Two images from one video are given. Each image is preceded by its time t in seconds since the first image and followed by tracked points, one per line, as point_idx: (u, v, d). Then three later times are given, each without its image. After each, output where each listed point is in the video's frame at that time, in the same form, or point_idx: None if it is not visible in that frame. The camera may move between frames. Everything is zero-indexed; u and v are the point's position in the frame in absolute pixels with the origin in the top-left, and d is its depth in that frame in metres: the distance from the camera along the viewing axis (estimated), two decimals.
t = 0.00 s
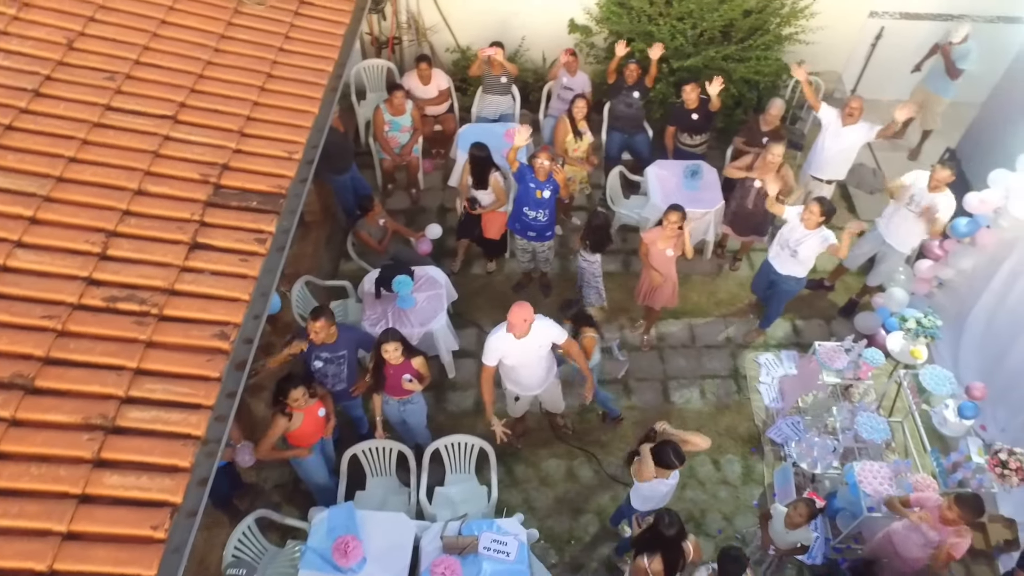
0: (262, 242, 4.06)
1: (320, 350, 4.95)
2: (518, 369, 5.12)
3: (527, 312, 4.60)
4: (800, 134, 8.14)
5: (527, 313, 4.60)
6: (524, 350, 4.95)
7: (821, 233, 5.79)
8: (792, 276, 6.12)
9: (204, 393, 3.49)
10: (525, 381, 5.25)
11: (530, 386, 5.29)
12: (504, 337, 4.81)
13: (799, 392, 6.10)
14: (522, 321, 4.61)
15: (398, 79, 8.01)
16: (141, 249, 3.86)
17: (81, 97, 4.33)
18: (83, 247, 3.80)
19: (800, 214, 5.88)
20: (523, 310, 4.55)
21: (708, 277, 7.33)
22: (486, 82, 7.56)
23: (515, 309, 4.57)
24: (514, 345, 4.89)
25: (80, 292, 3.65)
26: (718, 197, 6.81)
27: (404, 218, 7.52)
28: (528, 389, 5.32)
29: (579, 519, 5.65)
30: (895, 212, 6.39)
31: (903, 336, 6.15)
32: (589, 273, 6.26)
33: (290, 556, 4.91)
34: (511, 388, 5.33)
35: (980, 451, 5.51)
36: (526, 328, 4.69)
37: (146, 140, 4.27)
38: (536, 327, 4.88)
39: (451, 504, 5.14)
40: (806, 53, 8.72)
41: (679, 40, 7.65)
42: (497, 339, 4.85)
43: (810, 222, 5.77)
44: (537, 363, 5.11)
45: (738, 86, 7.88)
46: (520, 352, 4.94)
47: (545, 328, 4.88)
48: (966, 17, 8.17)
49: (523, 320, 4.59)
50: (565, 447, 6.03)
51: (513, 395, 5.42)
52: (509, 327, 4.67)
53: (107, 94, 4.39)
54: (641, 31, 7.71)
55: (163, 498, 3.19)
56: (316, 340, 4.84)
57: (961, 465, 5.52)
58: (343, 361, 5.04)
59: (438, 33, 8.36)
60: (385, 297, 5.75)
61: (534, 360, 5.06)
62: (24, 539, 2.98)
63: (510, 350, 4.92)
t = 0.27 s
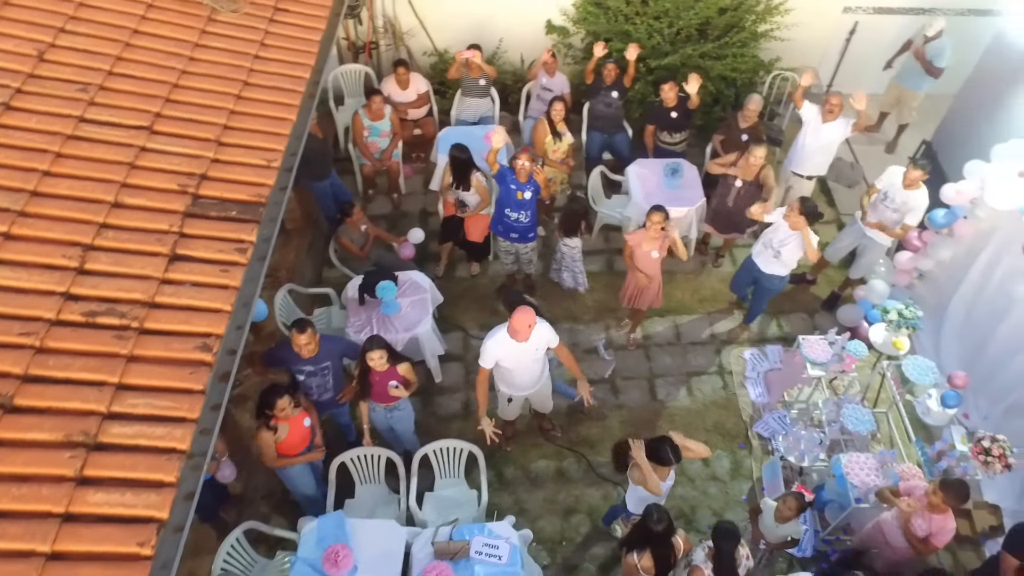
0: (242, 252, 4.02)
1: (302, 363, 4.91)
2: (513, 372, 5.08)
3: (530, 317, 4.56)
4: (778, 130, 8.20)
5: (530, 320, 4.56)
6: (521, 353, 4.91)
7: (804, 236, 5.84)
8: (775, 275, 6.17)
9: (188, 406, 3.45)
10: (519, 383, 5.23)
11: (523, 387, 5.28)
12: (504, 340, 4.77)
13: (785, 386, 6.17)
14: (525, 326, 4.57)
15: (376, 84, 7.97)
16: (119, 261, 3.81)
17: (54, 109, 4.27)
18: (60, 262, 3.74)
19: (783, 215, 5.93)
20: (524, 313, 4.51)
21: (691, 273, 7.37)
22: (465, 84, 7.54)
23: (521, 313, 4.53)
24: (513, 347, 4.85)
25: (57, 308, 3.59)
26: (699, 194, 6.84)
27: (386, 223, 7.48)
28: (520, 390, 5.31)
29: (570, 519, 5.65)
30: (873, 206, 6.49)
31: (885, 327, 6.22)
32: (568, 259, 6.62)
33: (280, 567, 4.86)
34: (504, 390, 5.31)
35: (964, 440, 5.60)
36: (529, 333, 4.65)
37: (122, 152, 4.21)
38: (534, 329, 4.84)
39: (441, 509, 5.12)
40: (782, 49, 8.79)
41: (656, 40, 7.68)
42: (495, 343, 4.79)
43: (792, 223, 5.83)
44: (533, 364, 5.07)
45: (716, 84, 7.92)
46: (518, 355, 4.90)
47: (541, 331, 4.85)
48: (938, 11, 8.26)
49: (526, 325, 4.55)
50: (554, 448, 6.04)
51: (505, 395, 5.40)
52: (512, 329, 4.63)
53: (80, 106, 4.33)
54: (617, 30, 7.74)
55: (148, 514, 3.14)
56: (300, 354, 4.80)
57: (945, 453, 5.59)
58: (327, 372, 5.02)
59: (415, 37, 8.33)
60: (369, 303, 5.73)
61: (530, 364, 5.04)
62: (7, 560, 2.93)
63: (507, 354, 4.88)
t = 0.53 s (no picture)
0: (222, 263, 3.98)
1: (285, 377, 4.86)
2: (509, 371, 5.03)
3: (530, 313, 4.53)
4: (755, 127, 8.27)
5: (530, 313, 4.53)
6: (519, 351, 4.86)
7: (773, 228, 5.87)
8: (758, 270, 6.19)
9: (170, 422, 3.41)
10: (514, 382, 5.17)
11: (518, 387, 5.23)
12: (503, 339, 4.72)
13: (769, 379, 6.29)
14: (524, 321, 4.53)
15: (352, 89, 7.93)
16: (96, 276, 3.76)
17: (25, 123, 4.20)
18: (34, 279, 3.68)
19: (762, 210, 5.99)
20: (524, 309, 4.48)
21: (674, 271, 7.41)
22: (442, 88, 7.52)
23: (520, 307, 4.50)
24: (513, 346, 4.80)
25: (34, 326, 3.53)
26: (679, 193, 6.87)
27: (367, 230, 7.44)
28: (515, 390, 5.26)
29: (560, 520, 5.65)
30: (849, 200, 6.55)
31: (866, 319, 6.23)
32: (549, 250, 6.70)
33: None
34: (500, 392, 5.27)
35: (946, 428, 5.66)
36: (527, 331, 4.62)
37: (96, 166, 4.15)
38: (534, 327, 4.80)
39: (431, 516, 5.09)
40: (756, 46, 8.86)
41: (631, 39, 7.71)
42: (494, 342, 4.73)
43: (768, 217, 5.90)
44: (531, 364, 5.02)
45: (693, 82, 7.97)
46: (518, 354, 4.85)
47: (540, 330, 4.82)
48: (910, 5, 8.36)
49: (526, 321, 4.51)
50: (543, 450, 6.04)
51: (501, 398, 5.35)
52: (510, 324, 4.59)
53: (51, 120, 4.26)
54: (593, 31, 7.76)
55: (134, 532, 3.10)
56: (283, 366, 4.75)
57: (929, 442, 5.65)
58: (309, 385, 4.97)
59: (390, 41, 8.30)
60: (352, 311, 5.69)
61: (528, 363, 5.00)
62: None
63: (506, 353, 4.83)
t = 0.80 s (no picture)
0: (201, 277, 3.94)
1: (268, 391, 4.83)
2: (502, 373, 5.00)
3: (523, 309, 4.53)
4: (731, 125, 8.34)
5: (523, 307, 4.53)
6: (515, 353, 4.83)
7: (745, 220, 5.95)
8: (735, 263, 6.22)
9: (153, 439, 3.36)
10: (506, 384, 5.12)
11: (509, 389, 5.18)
12: (498, 338, 4.70)
13: (753, 375, 6.34)
14: (517, 316, 4.52)
15: (328, 96, 7.88)
16: (72, 294, 3.71)
17: None
18: (9, 299, 3.62)
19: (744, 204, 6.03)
20: (518, 305, 4.48)
21: (656, 270, 7.45)
22: (419, 93, 7.51)
23: (511, 301, 4.50)
24: (507, 347, 4.78)
25: (9, 346, 3.48)
26: (658, 192, 6.89)
27: (347, 237, 7.41)
28: (507, 391, 5.20)
29: (550, 523, 5.66)
30: (824, 196, 6.64)
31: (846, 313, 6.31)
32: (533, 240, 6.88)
33: None
34: (491, 396, 5.21)
35: (927, 418, 5.74)
36: (519, 329, 4.62)
37: (69, 182, 4.10)
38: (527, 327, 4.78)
39: (420, 523, 5.08)
40: (731, 44, 8.93)
41: (607, 40, 7.75)
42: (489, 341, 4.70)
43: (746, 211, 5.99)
44: (525, 366, 5.00)
45: (669, 82, 8.02)
46: (512, 355, 4.83)
47: (533, 331, 4.81)
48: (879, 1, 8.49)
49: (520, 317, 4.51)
50: (530, 453, 6.04)
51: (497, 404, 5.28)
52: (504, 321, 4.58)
53: (22, 136, 4.20)
54: (569, 33, 7.78)
55: (118, 553, 3.06)
56: (266, 379, 4.73)
57: (911, 433, 5.71)
58: (293, 398, 4.94)
59: (366, 48, 8.27)
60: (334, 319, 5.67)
61: (523, 363, 4.97)
62: None
63: (502, 354, 4.80)
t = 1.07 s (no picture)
0: (181, 290, 3.89)
1: (252, 405, 4.77)
2: (488, 385, 4.95)
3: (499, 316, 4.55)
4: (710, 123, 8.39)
5: (498, 315, 4.54)
6: (496, 362, 4.79)
7: (724, 210, 6.02)
8: (712, 254, 6.27)
9: (135, 456, 3.31)
10: (493, 397, 5.06)
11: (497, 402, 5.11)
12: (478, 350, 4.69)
13: (739, 370, 6.22)
14: (494, 324, 4.53)
15: (305, 103, 7.82)
16: (49, 312, 3.65)
17: None
18: None
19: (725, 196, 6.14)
20: (495, 313, 4.50)
21: (639, 269, 7.47)
22: (397, 99, 7.48)
23: (486, 308, 4.52)
24: (488, 360, 4.76)
25: None
26: (639, 192, 6.91)
27: (329, 245, 7.38)
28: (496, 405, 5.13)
29: (540, 525, 5.66)
30: (799, 191, 6.70)
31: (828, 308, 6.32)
32: (517, 232, 7.03)
33: None
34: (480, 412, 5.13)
35: (910, 409, 5.80)
36: (498, 335, 4.61)
37: (43, 198, 4.04)
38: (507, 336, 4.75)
39: (410, 530, 5.05)
40: (707, 43, 8.98)
41: (583, 41, 7.76)
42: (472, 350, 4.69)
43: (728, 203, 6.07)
44: (508, 378, 4.98)
45: (647, 81, 8.05)
46: (494, 367, 4.81)
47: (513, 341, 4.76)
48: None
49: (496, 324, 4.52)
50: (519, 457, 6.04)
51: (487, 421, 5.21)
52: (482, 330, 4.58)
53: None
54: (546, 35, 7.79)
55: (103, 573, 3.01)
56: (248, 392, 4.69)
57: (894, 424, 5.77)
58: (278, 409, 4.90)
59: (342, 54, 8.23)
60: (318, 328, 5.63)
61: (506, 373, 4.92)
62: None
63: (485, 363, 4.76)
